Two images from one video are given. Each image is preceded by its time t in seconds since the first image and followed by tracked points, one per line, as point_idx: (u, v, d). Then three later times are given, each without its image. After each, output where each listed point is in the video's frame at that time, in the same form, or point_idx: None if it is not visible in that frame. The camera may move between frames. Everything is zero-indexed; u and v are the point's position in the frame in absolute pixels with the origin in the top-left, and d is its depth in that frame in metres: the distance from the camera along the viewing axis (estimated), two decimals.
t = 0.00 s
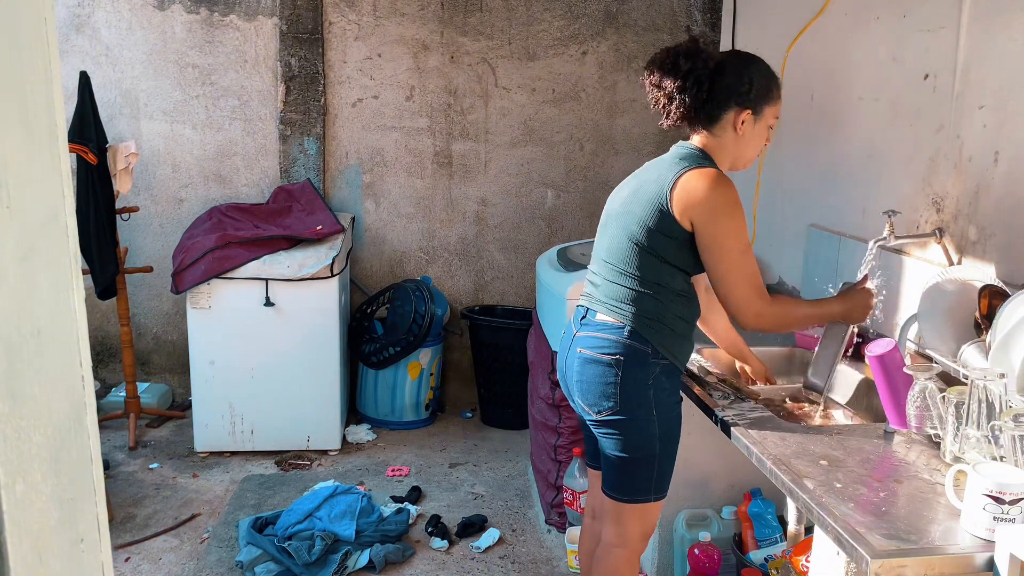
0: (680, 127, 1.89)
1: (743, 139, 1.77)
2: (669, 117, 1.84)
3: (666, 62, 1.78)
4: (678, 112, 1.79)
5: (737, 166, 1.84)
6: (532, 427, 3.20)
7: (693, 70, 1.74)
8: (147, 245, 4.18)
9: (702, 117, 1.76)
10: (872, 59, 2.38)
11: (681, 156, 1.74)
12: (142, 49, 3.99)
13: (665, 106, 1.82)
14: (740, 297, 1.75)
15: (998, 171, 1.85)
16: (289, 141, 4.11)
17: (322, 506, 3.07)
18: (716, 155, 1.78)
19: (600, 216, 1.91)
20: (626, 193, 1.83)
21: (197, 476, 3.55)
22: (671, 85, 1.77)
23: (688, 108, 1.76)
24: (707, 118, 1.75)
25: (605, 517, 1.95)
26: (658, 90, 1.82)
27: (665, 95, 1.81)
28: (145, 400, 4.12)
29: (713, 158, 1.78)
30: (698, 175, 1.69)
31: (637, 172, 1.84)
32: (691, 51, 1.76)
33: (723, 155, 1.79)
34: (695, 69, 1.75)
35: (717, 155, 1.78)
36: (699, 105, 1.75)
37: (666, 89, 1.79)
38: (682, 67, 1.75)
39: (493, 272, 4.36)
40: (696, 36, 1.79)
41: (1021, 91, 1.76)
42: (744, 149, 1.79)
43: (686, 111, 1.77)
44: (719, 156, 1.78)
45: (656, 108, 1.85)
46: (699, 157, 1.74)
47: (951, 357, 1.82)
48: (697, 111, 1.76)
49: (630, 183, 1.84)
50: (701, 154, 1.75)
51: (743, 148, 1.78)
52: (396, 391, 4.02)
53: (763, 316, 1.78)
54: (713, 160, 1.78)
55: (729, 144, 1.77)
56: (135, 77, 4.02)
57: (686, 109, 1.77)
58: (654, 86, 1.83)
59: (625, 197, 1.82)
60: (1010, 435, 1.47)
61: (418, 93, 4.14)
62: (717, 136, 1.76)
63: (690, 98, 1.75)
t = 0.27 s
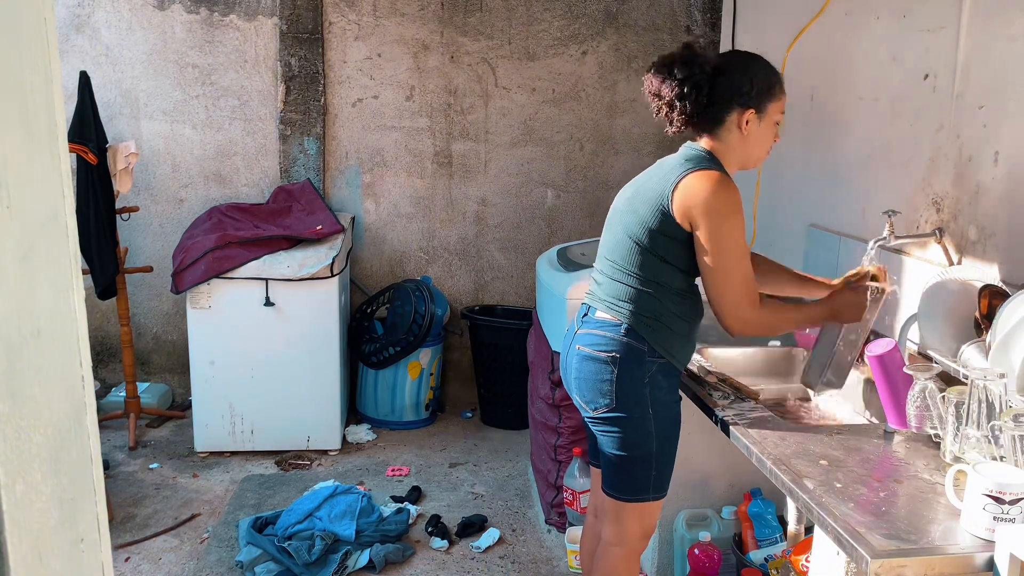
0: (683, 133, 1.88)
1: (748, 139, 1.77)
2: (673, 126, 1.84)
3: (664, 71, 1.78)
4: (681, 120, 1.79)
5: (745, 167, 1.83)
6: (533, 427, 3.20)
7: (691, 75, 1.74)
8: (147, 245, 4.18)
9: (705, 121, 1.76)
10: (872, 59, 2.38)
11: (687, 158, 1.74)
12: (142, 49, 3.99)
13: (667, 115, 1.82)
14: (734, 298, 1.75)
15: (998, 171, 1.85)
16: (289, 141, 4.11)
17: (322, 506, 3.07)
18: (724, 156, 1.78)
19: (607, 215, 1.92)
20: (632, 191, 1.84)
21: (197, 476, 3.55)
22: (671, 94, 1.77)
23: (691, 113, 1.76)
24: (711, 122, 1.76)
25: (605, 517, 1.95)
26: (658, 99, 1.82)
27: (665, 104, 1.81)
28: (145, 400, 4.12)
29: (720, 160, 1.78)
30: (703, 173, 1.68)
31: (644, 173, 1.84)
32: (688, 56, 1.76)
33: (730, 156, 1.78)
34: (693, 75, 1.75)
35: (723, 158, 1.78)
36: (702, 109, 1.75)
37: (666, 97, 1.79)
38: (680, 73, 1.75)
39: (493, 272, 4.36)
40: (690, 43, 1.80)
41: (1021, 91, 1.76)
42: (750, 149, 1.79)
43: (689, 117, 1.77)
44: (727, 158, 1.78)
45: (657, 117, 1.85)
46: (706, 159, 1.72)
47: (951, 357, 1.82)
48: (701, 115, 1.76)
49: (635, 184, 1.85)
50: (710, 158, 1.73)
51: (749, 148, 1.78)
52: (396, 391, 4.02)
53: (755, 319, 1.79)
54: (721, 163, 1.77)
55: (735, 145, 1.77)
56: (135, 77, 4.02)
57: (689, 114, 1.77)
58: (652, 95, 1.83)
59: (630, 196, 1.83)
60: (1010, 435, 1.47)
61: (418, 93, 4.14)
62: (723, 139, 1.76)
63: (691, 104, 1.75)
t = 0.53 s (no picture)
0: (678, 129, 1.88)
1: (744, 136, 1.77)
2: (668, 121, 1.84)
3: (663, 64, 1.77)
4: (678, 114, 1.79)
5: (739, 163, 1.84)
6: (532, 427, 3.20)
7: (689, 70, 1.74)
8: (147, 245, 4.18)
9: (703, 115, 1.76)
10: (872, 59, 2.38)
11: (683, 157, 1.74)
12: (142, 49, 3.99)
13: (664, 109, 1.81)
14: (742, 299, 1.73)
15: (998, 171, 1.85)
16: (289, 141, 4.11)
17: (322, 506, 3.07)
18: (719, 153, 1.78)
19: (602, 215, 1.91)
20: (627, 191, 1.83)
21: (197, 476, 3.55)
22: (670, 87, 1.76)
23: (688, 108, 1.76)
24: (708, 116, 1.75)
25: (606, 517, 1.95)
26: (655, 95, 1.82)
27: (662, 99, 1.81)
28: (145, 400, 4.12)
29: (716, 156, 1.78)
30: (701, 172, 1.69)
31: (639, 173, 1.83)
32: (685, 51, 1.77)
33: (726, 152, 1.79)
34: (692, 69, 1.74)
35: (719, 154, 1.78)
36: (699, 104, 1.75)
37: (665, 91, 1.78)
38: (680, 67, 1.74)
39: (493, 272, 4.36)
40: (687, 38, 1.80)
41: (1021, 90, 1.76)
42: (746, 146, 1.79)
43: (687, 111, 1.77)
44: (722, 154, 1.78)
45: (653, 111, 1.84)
46: (701, 157, 1.73)
47: (951, 357, 1.82)
48: (697, 110, 1.76)
49: (631, 183, 1.84)
50: (704, 155, 1.74)
51: (744, 145, 1.78)
52: (395, 391, 4.02)
53: (760, 324, 1.76)
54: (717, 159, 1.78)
55: (731, 141, 1.77)
56: (135, 77, 4.02)
57: (686, 109, 1.76)
58: (649, 89, 1.82)
59: (626, 196, 1.82)
60: (1010, 435, 1.47)
61: (418, 93, 4.14)
62: (720, 134, 1.76)
63: (690, 98, 1.74)
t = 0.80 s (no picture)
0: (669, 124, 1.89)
1: (729, 135, 1.77)
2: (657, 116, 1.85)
3: (647, 61, 1.79)
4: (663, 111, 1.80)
5: (729, 161, 1.83)
6: (532, 427, 3.20)
7: (673, 68, 1.75)
8: (147, 245, 4.18)
9: (687, 113, 1.78)
10: (872, 59, 2.38)
11: (678, 157, 1.73)
12: (142, 49, 3.99)
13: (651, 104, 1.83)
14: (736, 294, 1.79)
15: (998, 171, 1.85)
16: (289, 141, 4.11)
17: (322, 506, 3.07)
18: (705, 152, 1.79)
19: (596, 215, 1.90)
20: (621, 191, 1.82)
21: (197, 476, 3.55)
22: (652, 84, 1.78)
23: (672, 106, 1.78)
24: (692, 115, 1.77)
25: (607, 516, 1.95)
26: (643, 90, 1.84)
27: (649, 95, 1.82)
28: (145, 400, 4.12)
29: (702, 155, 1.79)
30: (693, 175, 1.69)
31: (633, 171, 1.82)
32: (671, 49, 1.77)
33: (713, 151, 1.79)
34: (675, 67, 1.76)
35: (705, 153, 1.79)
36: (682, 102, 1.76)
37: (648, 88, 1.80)
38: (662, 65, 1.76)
39: (493, 272, 4.36)
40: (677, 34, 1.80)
41: (1021, 91, 1.76)
42: (733, 145, 1.78)
43: (671, 108, 1.79)
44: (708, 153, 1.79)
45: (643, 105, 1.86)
46: (692, 157, 1.73)
47: (951, 357, 1.82)
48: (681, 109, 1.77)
49: (625, 182, 1.83)
50: (694, 154, 1.74)
51: (731, 144, 1.78)
52: (395, 391, 4.02)
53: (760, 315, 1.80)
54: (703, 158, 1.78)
55: (717, 140, 1.77)
56: (135, 77, 4.02)
57: (671, 107, 1.78)
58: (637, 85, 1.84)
59: (620, 196, 1.82)
60: (1010, 435, 1.47)
61: (418, 93, 4.14)
62: (705, 133, 1.77)
63: (671, 96, 1.76)
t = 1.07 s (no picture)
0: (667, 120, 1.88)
1: (727, 134, 1.77)
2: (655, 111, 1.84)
3: (651, 55, 1.78)
4: (663, 107, 1.79)
5: (725, 160, 1.83)
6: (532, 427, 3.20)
7: (676, 65, 1.74)
8: (147, 245, 4.18)
9: (687, 111, 1.77)
10: (872, 59, 2.38)
11: (670, 159, 1.72)
12: (142, 49, 3.99)
13: (651, 99, 1.82)
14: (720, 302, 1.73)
15: (998, 171, 1.85)
16: (289, 141, 4.11)
17: (322, 506, 3.07)
18: (702, 151, 1.78)
19: (592, 219, 1.89)
20: (615, 195, 1.81)
21: (197, 476, 3.56)
22: (655, 79, 1.77)
23: (673, 102, 1.77)
24: (693, 112, 1.76)
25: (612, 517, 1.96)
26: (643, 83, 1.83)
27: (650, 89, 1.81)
28: (145, 400, 4.12)
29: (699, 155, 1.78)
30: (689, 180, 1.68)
31: (625, 175, 1.82)
32: (676, 44, 1.76)
33: (710, 150, 1.78)
34: (678, 63, 1.75)
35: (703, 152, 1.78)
36: (684, 99, 1.76)
37: (650, 82, 1.79)
38: (666, 60, 1.75)
39: (493, 272, 4.36)
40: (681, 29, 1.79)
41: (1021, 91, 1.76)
42: (731, 144, 1.79)
43: (671, 104, 1.78)
44: (706, 152, 1.78)
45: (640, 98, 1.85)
46: (686, 158, 1.72)
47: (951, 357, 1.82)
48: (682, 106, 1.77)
49: (617, 186, 1.83)
50: (689, 156, 1.73)
51: (729, 144, 1.78)
52: (395, 391, 4.02)
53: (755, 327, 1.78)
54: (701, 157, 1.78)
55: (716, 139, 1.77)
56: (135, 77, 4.02)
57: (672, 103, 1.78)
58: (638, 78, 1.83)
59: (615, 200, 1.81)
60: (1010, 435, 1.47)
61: (418, 93, 4.14)
62: (705, 132, 1.76)
63: (674, 92, 1.76)
